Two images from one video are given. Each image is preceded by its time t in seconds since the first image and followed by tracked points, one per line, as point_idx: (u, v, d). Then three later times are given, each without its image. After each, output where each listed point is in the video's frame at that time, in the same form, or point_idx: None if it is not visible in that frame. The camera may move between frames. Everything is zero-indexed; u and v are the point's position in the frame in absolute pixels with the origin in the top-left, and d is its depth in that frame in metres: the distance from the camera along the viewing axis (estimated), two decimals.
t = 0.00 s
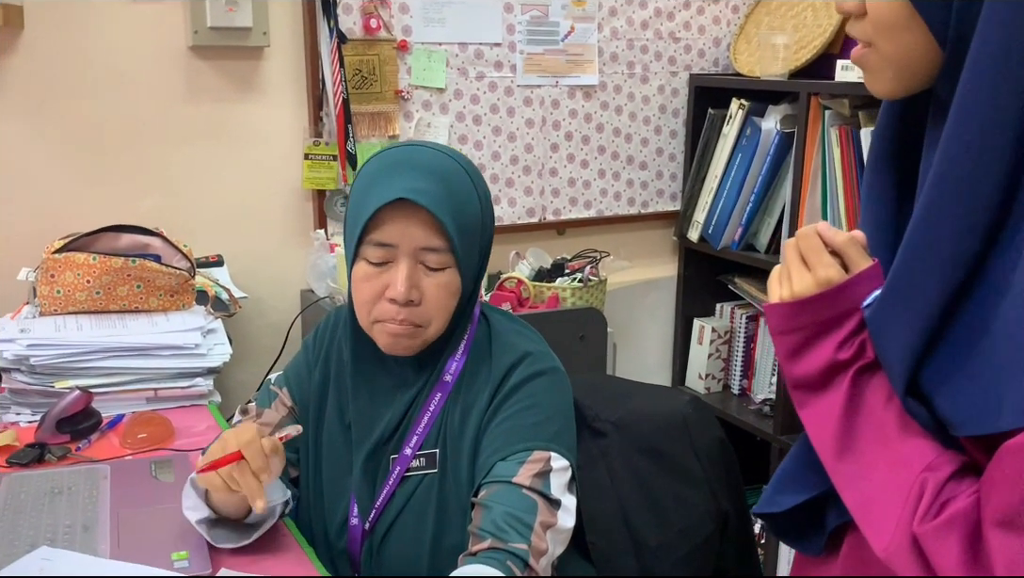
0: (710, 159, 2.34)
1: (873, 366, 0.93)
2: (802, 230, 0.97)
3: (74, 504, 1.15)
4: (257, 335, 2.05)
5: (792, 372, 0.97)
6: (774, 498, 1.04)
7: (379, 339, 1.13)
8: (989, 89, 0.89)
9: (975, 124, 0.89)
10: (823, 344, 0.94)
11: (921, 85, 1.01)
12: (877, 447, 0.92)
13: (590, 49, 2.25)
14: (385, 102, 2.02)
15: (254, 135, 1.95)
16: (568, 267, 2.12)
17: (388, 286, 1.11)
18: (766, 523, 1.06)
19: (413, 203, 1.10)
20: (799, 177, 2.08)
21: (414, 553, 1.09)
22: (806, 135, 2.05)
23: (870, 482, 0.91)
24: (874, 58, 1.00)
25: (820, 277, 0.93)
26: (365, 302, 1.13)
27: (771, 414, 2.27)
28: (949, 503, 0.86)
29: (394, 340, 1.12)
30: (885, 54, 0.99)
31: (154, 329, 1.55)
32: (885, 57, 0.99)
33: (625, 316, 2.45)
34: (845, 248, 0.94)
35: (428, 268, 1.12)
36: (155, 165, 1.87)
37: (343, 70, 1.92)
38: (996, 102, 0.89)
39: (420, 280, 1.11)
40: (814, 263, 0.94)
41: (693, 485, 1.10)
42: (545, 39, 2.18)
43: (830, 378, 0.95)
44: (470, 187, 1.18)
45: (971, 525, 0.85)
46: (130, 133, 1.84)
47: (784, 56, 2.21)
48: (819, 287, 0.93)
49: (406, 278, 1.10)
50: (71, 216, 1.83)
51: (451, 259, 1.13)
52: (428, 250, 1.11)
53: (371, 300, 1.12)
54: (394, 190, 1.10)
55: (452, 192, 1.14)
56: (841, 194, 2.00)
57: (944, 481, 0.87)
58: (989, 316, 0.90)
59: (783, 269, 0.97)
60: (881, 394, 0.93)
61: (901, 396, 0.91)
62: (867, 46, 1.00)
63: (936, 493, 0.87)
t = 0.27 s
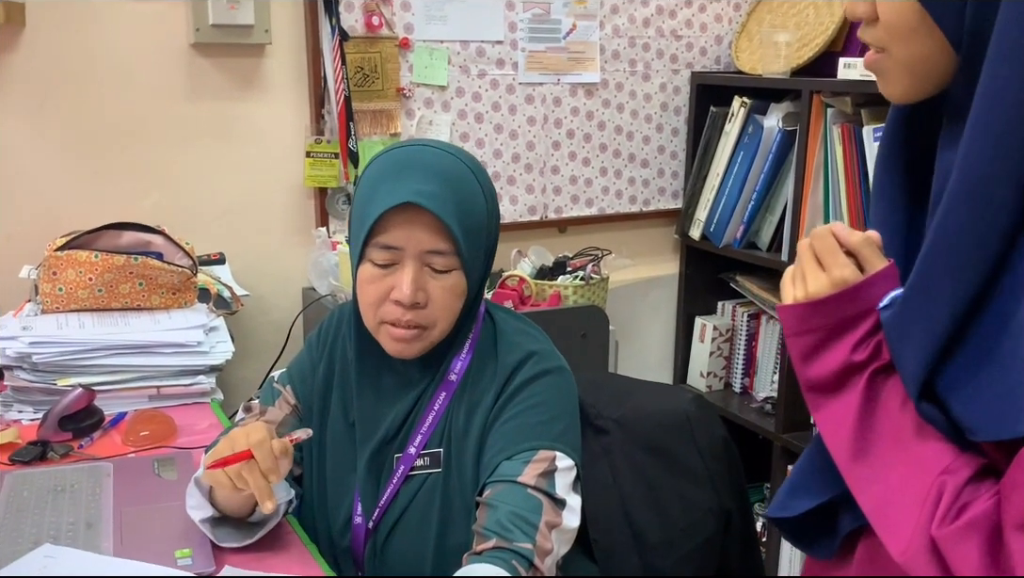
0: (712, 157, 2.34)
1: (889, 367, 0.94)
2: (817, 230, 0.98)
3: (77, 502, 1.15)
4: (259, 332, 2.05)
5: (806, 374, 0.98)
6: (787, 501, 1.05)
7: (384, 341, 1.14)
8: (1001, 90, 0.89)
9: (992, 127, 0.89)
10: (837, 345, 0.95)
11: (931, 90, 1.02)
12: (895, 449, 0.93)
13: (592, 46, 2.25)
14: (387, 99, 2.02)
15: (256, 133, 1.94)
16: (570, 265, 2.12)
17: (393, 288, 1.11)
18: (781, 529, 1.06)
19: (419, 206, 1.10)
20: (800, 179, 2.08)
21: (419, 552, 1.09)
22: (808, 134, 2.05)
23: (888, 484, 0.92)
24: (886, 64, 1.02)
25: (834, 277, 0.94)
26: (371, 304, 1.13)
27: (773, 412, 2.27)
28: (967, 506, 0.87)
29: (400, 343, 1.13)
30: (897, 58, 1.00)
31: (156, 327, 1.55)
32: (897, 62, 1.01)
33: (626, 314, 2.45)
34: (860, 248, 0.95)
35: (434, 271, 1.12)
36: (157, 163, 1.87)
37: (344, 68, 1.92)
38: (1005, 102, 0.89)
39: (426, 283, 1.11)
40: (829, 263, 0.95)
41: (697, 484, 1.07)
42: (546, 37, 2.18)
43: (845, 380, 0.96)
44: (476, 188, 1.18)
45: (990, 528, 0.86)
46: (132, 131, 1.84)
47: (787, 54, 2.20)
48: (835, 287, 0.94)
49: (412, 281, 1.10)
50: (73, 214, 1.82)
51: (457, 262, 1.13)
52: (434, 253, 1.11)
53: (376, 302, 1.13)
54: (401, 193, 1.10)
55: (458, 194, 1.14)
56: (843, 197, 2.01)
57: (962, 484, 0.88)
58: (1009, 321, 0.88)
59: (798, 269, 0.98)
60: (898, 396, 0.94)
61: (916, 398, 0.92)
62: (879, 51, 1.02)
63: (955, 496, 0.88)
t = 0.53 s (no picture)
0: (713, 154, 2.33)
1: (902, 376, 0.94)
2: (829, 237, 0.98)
3: (80, 501, 1.15)
4: (261, 331, 2.04)
5: (818, 382, 0.98)
6: (803, 509, 1.04)
7: (389, 344, 1.14)
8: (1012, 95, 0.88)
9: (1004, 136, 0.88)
10: (850, 354, 0.95)
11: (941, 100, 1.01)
12: (910, 461, 0.93)
13: (593, 44, 2.24)
14: (388, 97, 2.01)
15: (257, 131, 1.94)
16: (571, 263, 2.12)
17: (397, 291, 1.11)
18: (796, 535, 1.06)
19: (423, 209, 1.09)
20: (802, 173, 2.07)
21: (425, 552, 1.09)
22: (810, 130, 2.05)
23: (903, 495, 0.92)
24: (892, 77, 1.02)
25: (846, 287, 0.94)
26: (375, 307, 1.13)
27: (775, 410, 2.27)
28: (983, 518, 0.87)
29: (403, 347, 1.13)
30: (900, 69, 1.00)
31: (157, 325, 1.54)
32: (902, 76, 1.00)
33: (628, 312, 2.44)
34: (871, 254, 0.94)
35: (438, 273, 1.12)
36: (158, 162, 1.87)
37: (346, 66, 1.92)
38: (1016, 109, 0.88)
39: (430, 285, 1.11)
40: (840, 272, 0.95)
41: (699, 482, 1.06)
42: (548, 34, 2.18)
43: (859, 388, 0.96)
44: (480, 189, 1.17)
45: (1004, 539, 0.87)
46: (133, 129, 1.84)
47: (788, 50, 2.20)
48: (847, 296, 0.94)
49: (415, 284, 1.10)
50: (74, 212, 1.82)
51: (460, 264, 1.13)
52: (437, 256, 1.11)
53: (380, 305, 1.13)
54: (405, 196, 1.10)
55: (462, 196, 1.14)
56: (846, 188, 2.00)
57: (977, 496, 0.89)
58: None
59: (809, 277, 0.98)
60: (911, 407, 0.94)
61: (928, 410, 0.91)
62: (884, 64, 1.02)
63: (971, 507, 0.88)
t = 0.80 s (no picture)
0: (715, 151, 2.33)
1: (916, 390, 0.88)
2: (833, 250, 0.95)
3: (82, 499, 1.15)
4: (262, 328, 2.04)
5: (833, 399, 0.93)
6: (824, 524, 0.98)
7: (392, 347, 1.14)
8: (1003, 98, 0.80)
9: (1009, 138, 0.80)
10: (863, 369, 0.90)
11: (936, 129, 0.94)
12: (930, 474, 0.87)
13: (594, 41, 2.24)
14: (388, 95, 2.01)
15: (257, 129, 1.94)
16: (572, 261, 2.12)
17: (398, 295, 1.11)
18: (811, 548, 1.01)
19: (424, 214, 1.09)
20: (804, 167, 2.06)
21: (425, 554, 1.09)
22: (812, 127, 2.04)
23: (925, 509, 0.85)
24: (886, 114, 0.94)
25: (853, 302, 0.89)
26: (377, 310, 1.13)
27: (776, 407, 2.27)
28: (1008, 533, 0.80)
29: (406, 349, 1.13)
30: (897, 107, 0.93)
31: (159, 323, 1.54)
32: (893, 113, 0.93)
33: (630, 309, 2.44)
34: (876, 266, 0.91)
35: (440, 276, 1.12)
36: (158, 160, 1.86)
37: (346, 64, 1.92)
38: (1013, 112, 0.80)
39: (432, 289, 1.11)
40: (847, 288, 0.90)
41: (702, 480, 1.06)
42: (548, 31, 2.17)
43: (873, 403, 0.91)
44: (482, 192, 1.17)
45: None
46: (133, 127, 1.83)
47: (789, 47, 2.20)
48: (854, 312, 0.89)
49: (417, 288, 1.10)
50: (75, 211, 1.82)
51: (463, 268, 1.13)
52: (439, 260, 1.11)
53: (382, 308, 1.12)
54: (406, 202, 1.10)
55: (464, 200, 1.14)
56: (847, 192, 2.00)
57: (1002, 509, 0.82)
58: None
59: (814, 291, 0.95)
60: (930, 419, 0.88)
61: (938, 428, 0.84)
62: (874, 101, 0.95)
63: (996, 521, 0.81)
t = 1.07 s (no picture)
0: (716, 150, 2.33)
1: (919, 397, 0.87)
2: (832, 261, 0.95)
3: (85, 496, 1.15)
4: (263, 326, 2.04)
5: (839, 410, 0.92)
6: (835, 532, 0.98)
7: (394, 349, 1.14)
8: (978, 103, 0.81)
9: (997, 145, 0.79)
10: (867, 378, 0.89)
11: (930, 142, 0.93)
12: (938, 481, 0.87)
13: (596, 39, 2.24)
14: (390, 93, 2.01)
15: (259, 127, 1.94)
16: (574, 259, 2.12)
17: (400, 297, 1.11)
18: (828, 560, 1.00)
19: (425, 217, 1.09)
20: (806, 167, 2.07)
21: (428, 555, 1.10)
22: (813, 125, 2.05)
23: (934, 517, 0.85)
24: (877, 131, 0.93)
25: (855, 312, 0.89)
26: (379, 312, 1.13)
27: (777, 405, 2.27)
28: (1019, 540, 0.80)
29: (408, 350, 1.13)
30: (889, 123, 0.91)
31: (161, 321, 1.54)
32: (885, 131, 0.92)
33: (631, 307, 2.44)
34: (876, 276, 0.90)
35: (442, 278, 1.12)
36: (160, 157, 1.87)
37: (348, 62, 1.92)
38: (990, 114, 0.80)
39: (434, 291, 1.11)
40: (848, 298, 0.90)
41: (703, 477, 1.06)
42: (550, 29, 2.17)
43: (879, 412, 0.90)
44: (484, 192, 1.17)
45: None
46: (135, 124, 1.83)
47: (791, 46, 2.20)
48: (857, 323, 0.89)
49: (419, 290, 1.10)
50: (77, 208, 1.82)
51: (465, 269, 1.13)
52: (441, 263, 1.11)
53: (384, 310, 1.12)
54: (407, 204, 1.10)
55: (465, 201, 1.14)
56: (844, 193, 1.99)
57: (1011, 515, 0.82)
58: None
59: (815, 303, 0.94)
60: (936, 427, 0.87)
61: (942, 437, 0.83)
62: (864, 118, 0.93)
63: (1006, 528, 0.81)
